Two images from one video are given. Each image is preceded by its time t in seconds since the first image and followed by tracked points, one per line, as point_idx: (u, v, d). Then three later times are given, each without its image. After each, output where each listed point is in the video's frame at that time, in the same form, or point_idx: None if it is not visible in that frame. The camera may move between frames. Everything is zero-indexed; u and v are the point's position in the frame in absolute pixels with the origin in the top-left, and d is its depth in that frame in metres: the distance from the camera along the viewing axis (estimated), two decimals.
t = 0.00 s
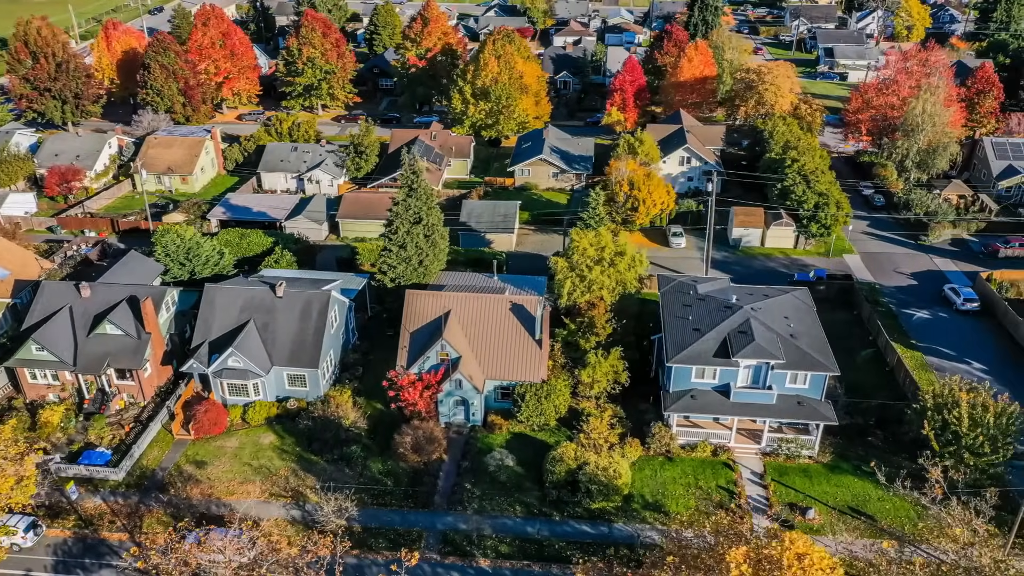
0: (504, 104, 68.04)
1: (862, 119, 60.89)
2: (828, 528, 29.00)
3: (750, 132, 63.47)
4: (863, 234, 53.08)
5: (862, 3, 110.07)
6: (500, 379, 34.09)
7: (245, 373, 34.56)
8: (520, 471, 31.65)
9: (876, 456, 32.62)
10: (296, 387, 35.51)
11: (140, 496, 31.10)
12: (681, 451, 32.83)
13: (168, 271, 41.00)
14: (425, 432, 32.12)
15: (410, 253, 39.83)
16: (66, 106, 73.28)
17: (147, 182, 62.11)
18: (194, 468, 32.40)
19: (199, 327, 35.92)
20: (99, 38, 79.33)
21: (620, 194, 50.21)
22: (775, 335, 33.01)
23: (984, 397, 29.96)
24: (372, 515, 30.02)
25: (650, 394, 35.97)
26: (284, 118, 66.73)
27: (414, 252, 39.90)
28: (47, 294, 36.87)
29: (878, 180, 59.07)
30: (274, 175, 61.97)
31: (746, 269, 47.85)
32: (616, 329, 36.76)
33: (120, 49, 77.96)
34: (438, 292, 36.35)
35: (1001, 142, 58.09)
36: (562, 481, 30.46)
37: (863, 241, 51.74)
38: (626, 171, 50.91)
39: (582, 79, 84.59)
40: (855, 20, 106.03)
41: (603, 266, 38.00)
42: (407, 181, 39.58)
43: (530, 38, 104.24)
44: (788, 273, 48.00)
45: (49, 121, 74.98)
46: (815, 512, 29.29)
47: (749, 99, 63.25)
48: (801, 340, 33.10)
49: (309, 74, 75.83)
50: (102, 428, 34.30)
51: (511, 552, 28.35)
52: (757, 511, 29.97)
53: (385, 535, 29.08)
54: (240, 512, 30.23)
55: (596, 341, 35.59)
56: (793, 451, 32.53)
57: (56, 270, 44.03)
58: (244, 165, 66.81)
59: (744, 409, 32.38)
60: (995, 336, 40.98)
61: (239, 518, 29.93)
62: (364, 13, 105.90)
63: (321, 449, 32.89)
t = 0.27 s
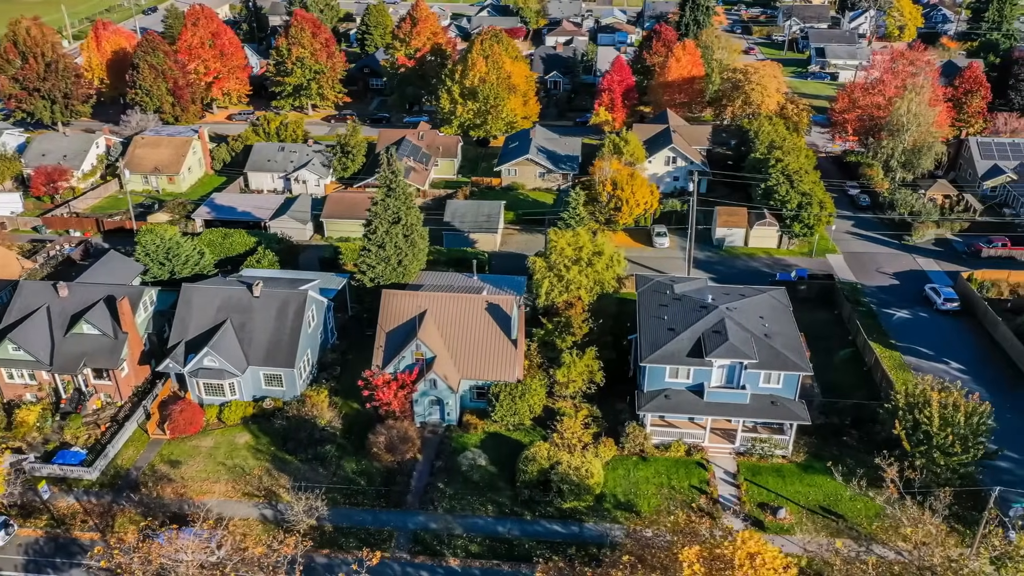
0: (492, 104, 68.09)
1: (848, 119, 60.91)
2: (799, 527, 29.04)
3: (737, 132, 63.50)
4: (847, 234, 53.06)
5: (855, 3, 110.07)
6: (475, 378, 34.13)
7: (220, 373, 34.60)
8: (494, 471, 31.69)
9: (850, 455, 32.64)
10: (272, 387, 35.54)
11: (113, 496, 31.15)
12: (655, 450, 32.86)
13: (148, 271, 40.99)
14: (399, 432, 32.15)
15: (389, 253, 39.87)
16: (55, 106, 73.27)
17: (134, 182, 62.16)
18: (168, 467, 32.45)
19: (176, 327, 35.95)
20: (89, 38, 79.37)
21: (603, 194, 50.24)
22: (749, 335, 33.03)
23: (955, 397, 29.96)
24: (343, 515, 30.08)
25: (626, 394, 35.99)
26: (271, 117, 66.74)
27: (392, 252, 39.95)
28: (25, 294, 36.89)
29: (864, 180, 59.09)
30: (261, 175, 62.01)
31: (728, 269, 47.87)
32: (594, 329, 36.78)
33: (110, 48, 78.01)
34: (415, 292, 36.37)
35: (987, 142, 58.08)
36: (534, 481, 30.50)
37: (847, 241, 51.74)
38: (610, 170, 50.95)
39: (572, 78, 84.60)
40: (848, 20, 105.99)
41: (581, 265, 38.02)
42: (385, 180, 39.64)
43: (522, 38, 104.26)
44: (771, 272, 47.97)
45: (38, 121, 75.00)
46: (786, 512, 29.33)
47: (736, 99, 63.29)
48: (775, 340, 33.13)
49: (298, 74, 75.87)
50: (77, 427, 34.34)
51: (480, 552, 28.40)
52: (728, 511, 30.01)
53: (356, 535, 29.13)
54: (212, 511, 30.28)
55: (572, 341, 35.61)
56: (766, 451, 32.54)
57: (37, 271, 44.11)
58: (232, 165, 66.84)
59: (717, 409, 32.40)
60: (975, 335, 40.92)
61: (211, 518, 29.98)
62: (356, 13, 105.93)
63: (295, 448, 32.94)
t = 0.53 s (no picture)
0: (481, 104, 68.14)
1: (836, 119, 60.91)
2: (772, 527, 29.06)
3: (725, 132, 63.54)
4: (833, 234, 53.07)
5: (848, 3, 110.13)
6: (453, 378, 34.17)
7: (199, 373, 34.65)
8: (470, 471, 31.73)
9: (827, 455, 32.66)
10: (251, 387, 35.57)
11: (90, 495, 31.17)
12: (632, 450, 32.89)
13: (130, 271, 41.20)
14: (376, 431, 32.16)
15: (371, 253, 39.90)
16: (45, 106, 73.20)
17: (122, 182, 62.20)
18: (145, 467, 32.49)
19: (156, 327, 35.98)
20: (79, 38, 79.42)
21: (588, 194, 50.25)
22: (726, 335, 33.06)
23: (930, 396, 29.97)
24: (319, 514, 30.13)
25: (606, 394, 35.99)
26: (260, 117, 66.75)
27: (374, 252, 39.98)
28: (5, 294, 36.92)
29: (852, 180, 59.11)
30: (249, 175, 62.04)
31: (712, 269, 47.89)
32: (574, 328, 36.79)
33: (101, 49, 78.06)
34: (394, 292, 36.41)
35: (974, 142, 58.15)
36: (509, 481, 30.54)
37: (832, 241, 51.75)
38: (595, 170, 50.99)
39: (564, 79, 84.63)
40: (841, 20, 106.10)
41: (561, 265, 38.03)
42: (367, 180, 39.69)
43: (515, 38, 104.29)
44: (755, 273, 48.00)
45: (28, 121, 74.97)
46: (760, 511, 29.34)
47: (724, 99, 63.32)
48: (752, 340, 33.16)
49: (289, 74, 75.91)
50: (56, 427, 34.36)
51: (454, 551, 28.42)
52: (703, 510, 30.02)
53: (330, 534, 29.16)
54: (188, 511, 30.32)
55: (551, 341, 35.60)
56: (743, 451, 32.56)
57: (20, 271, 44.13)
58: (222, 164, 66.85)
59: (694, 409, 32.42)
60: (957, 335, 40.92)
61: (187, 517, 30.02)
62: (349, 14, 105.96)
63: (272, 448, 32.99)
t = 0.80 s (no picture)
0: (468, 104, 68.20)
1: (821, 119, 60.92)
2: (741, 527, 29.10)
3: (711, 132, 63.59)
4: (816, 233, 53.07)
5: (840, 3, 110.13)
6: (426, 378, 34.21)
7: (174, 372, 34.70)
8: (441, 471, 31.76)
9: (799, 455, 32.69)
10: (226, 386, 35.62)
11: (61, 495, 31.22)
12: (604, 450, 32.94)
13: (108, 271, 41.30)
14: (349, 431, 32.19)
15: (348, 252, 39.94)
16: (34, 106, 73.17)
17: (108, 182, 62.27)
18: (117, 467, 32.54)
19: (131, 327, 36.01)
20: (68, 38, 79.48)
21: (570, 194, 50.24)
22: (698, 334, 33.08)
23: (899, 396, 30.01)
24: (289, 514, 30.19)
25: (581, 394, 36.00)
26: (247, 118, 66.80)
27: (351, 251, 40.02)
28: None
29: (837, 180, 59.11)
30: (235, 175, 62.08)
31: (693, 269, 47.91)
32: (551, 328, 36.78)
33: (90, 49, 78.15)
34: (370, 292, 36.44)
35: (958, 142, 58.15)
36: (480, 480, 30.60)
37: (815, 241, 51.76)
38: (577, 170, 51.00)
39: (553, 78, 84.65)
40: (833, 20, 106.14)
41: (537, 265, 38.03)
42: (344, 180, 39.74)
43: (507, 38, 104.32)
44: (736, 272, 48.01)
45: (18, 121, 75.00)
46: (729, 511, 29.38)
47: (710, 99, 63.34)
48: (724, 339, 33.18)
49: (278, 74, 75.98)
50: (30, 427, 34.41)
51: (422, 551, 28.46)
52: (673, 510, 30.04)
53: (299, 534, 29.22)
54: (158, 511, 30.38)
55: (526, 341, 35.60)
56: (715, 450, 32.57)
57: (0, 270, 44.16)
58: (209, 164, 66.88)
59: (665, 409, 32.44)
60: (935, 335, 40.91)
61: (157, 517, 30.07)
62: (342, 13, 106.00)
63: (245, 448, 33.06)
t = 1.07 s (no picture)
0: (457, 104, 68.26)
1: (808, 118, 60.97)
2: (713, 526, 29.14)
3: (699, 132, 63.64)
4: (801, 233, 53.09)
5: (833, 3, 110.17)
6: (404, 377, 34.26)
7: (151, 372, 34.76)
8: (417, 470, 31.81)
9: (775, 455, 32.74)
10: (204, 386, 35.67)
11: (36, 494, 31.24)
12: (580, 449, 32.97)
13: (89, 271, 41.36)
14: (325, 430, 32.26)
15: (329, 252, 39.98)
16: (24, 106, 72.98)
17: (96, 182, 62.33)
18: (94, 466, 32.58)
19: (110, 327, 36.04)
20: (59, 38, 79.51)
21: (555, 194, 50.26)
22: (674, 334, 33.12)
23: (873, 396, 30.02)
24: (263, 514, 30.26)
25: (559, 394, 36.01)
26: (236, 118, 66.85)
27: (332, 251, 40.07)
28: None
29: (824, 180, 59.11)
30: (223, 175, 62.13)
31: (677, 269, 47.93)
32: (530, 327, 36.79)
33: (80, 49, 78.24)
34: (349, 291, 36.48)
35: (944, 142, 58.18)
36: (455, 480, 30.63)
37: (800, 241, 51.79)
38: (562, 170, 51.04)
39: (544, 78, 84.64)
40: (826, 20, 106.14)
41: (517, 265, 38.05)
42: (324, 180, 39.83)
43: (499, 39, 104.39)
44: (720, 272, 48.03)
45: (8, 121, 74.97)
46: (701, 510, 29.42)
47: (697, 99, 63.37)
48: (700, 339, 33.23)
49: (268, 74, 76.06)
50: (8, 427, 34.44)
51: (394, 550, 28.49)
52: (647, 510, 30.09)
53: (273, 533, 29.28)
54: (133, 510, 30.41)
55: (504, 340, 35.63)
56: (690, 450, 32.60)
57: None
58: (197, 164, 66.89)
59: (640, 408, 32.47)
60: (916, 335, 40.93)
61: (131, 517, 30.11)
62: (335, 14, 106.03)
63: (221, 447, 33.11)
